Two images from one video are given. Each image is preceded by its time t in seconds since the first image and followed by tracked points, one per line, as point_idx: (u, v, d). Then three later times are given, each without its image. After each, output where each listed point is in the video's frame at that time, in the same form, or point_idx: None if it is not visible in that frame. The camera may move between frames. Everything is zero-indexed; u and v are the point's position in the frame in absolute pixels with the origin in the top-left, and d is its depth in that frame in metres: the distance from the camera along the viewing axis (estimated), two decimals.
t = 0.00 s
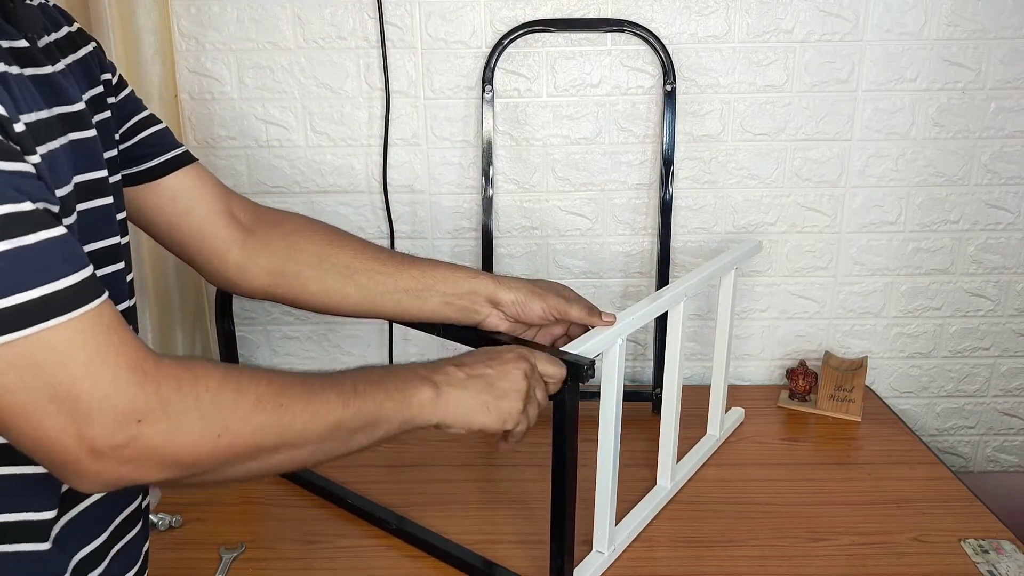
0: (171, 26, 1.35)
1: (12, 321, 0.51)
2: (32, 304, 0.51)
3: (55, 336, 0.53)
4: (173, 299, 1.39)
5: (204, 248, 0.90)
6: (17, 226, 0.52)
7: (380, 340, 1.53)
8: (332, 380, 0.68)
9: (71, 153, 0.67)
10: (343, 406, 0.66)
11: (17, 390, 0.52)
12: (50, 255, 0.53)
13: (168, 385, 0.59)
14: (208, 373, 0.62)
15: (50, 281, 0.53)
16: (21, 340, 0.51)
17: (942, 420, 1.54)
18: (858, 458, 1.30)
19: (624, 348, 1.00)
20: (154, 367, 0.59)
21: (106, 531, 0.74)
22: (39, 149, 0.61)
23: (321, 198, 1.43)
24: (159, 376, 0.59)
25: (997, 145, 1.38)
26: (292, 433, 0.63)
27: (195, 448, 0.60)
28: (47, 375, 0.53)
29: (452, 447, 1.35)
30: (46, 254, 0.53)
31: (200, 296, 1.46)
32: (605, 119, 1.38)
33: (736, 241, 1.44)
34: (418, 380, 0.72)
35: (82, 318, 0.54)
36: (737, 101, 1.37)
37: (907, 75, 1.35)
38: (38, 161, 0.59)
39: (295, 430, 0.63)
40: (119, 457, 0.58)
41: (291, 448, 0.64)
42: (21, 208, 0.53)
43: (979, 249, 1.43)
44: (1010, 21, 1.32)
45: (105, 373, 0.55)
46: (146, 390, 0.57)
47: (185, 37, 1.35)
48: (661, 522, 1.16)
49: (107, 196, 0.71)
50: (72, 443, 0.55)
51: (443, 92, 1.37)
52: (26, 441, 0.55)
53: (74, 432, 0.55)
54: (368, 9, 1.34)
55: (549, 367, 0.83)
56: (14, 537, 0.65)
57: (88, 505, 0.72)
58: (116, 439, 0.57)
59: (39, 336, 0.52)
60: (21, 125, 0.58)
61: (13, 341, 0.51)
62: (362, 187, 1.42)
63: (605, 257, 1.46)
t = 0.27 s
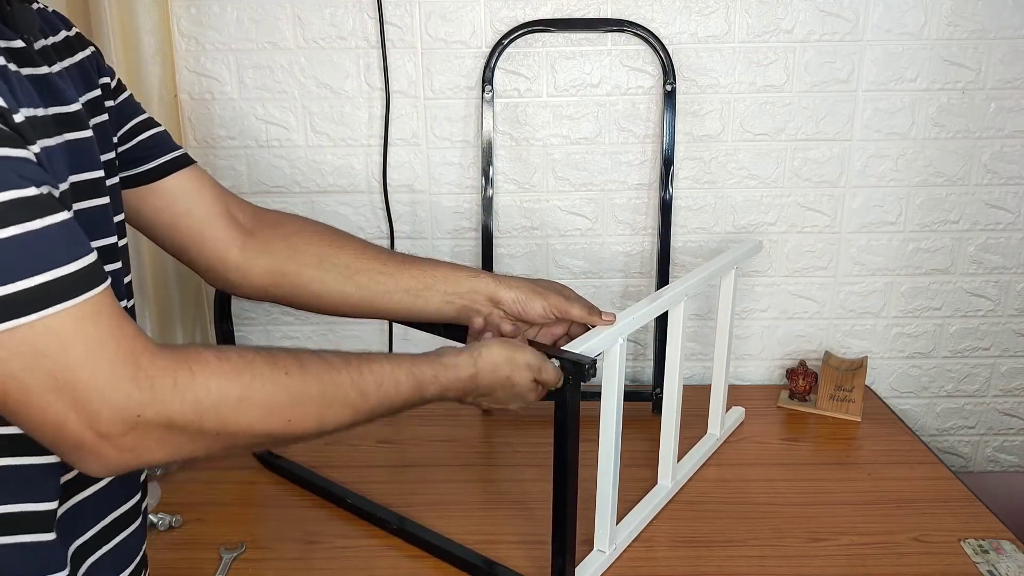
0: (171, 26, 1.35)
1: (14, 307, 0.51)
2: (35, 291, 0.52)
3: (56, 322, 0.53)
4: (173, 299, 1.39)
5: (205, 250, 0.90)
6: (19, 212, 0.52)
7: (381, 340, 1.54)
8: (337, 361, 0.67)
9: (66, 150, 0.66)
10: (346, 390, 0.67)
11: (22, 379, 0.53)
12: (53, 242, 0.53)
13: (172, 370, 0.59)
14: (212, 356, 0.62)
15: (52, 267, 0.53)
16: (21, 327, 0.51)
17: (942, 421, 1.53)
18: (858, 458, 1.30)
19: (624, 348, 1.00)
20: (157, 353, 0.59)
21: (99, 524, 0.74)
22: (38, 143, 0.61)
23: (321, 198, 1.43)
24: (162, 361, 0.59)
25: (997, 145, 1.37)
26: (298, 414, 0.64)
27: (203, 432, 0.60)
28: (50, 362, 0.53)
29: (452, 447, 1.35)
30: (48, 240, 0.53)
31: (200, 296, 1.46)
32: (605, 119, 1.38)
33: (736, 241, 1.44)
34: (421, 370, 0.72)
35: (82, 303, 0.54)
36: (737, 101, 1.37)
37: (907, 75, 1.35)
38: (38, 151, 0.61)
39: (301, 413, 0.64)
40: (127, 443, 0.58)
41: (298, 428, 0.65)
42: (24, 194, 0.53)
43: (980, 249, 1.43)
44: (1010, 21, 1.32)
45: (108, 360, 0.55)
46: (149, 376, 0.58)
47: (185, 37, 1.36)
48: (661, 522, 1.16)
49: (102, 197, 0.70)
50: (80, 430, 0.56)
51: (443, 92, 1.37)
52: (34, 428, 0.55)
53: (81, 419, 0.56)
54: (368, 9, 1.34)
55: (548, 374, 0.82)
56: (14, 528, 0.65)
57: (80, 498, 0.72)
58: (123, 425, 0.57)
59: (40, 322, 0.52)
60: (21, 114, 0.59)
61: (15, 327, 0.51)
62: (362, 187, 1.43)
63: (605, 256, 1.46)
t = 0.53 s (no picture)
0: (171, 26, 1.35)
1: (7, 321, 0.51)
2: (28, 305, 0.51)
3: (53, 337, 0.53)
4: (173, 298, 1.39)
5: (204, 250, 0.90)
6: (15, 226, 0.52)
7: (381, 340, 1.54)
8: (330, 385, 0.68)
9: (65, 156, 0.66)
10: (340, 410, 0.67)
11: (14, 391, 0.53)
12: (47, 256, 0.53)
13: (165, 387, 0.59)
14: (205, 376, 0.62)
15: (46, 281, 0.53)
16: (17, 340, 0.51)
17: (942, 420, 1.53)
18: (858, 458, 1.30)
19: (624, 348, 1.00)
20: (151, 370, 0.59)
21: (94, 534, 0.74)
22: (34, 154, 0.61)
23: (321, 198, 1.43)
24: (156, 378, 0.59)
25: (997, 145, 1.37)
26: (288, 438, 0.64)
27: (191, 451, 0.60)
28: (44, 376, 0.53)
29: (452, 447, 1.35)
30: (42, 254, 0.53)
31: (200, 296, 1.46)
32: (605, 119, 1.38)
33: (736, 241, 1.44)
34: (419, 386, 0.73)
35: (79, 319, 0.54)
36: (737, 101, 1.37)
37: (907, 75, 1.35)
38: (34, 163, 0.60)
39: (291, 435, 0.64)
40: (114, 459, 0.58)
41: (286, 453, 0.65)
42: (20, 207, 0.53)
43: (980, 249, 1.43)
44: (1010, 21, 1.32)
45: (102, 375, 0.55)
46: (143, 392, 0.58)
47: (185, 37, 1.36)
48: (661, 522, 1.16)
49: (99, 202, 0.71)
50: (69, 445, 0.56)
51: (444, 92, 1.37)
52: (22, 442, 0.55)
53: (71, 433, 0.55)
54: (368, 9, 1.34)
55: (548, 366, 0.83)
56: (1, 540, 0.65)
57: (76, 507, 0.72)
58: (112, 441, 0.57)
59: (37, 336, 0.52)
60: (16, 126, 0.58)
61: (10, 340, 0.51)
62: (362, 187, 1.43)
63: (605, 257, 1.46)
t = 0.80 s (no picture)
0: (171, 26, 1.34)
1: (22, 329, 0.51)
2: (44, 313, 0.52)
3: (65, 347, 0.53)
4: (173, 298, 1.39)
5: (204, 249, 0.90)
6: (30, 234, 0.52)
7: (381, 340, 1.54)
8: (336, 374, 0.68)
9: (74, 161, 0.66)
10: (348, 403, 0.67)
11: (24, 402, 0.52)
12: (62, 263, 0.53)
13: (173, 390, 0.59)
14: (213, 376, 0.61)
15: (61, 289, 0.53)
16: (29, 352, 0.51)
17: (942, 420, 1.54)
18: (858, 458, 1.30)
19: (624, 348, 1.00)
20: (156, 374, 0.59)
21: (102, 534, 0.74)
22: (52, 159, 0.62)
23: (321, 198, 1.43)
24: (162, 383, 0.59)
25: (997, 145, 1.37)
26: (297, 434, 0.64)
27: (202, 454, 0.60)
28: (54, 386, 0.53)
29: (453, 447, 1.35)
30: (58, 262, 0.53)
31: (200, 295, 1.46)
32: (605, 119, 1.38)
33: (736, 241, 1.44)
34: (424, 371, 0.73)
35: (88, 327, 0.54)
36: (737, 101, 1.37)
37: (907, 75, 1.35)
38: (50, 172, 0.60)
39: (302, 432, 0.64)
40: (127, 465, 0.58)
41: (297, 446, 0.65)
42: (36, 216, 0.53)
43: (980, 249, 1.43)
44: (1010, 21, 1.32)
45: (110, 382, 0.55)
46: (151, 396, 0.57)
47: (185, 37, 1.35)
48: (661, 522, 1.16)
49: (106, 205, 0.71)
50: (78, 450, 0.55)
51: (444, 92, 1.37)
52: (34, 450, 0.55)
53: (82, 442, 0.55)
54: (368, 9, 1.34)
55: (548, 368, 0.83)
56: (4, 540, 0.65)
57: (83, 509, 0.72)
58: (121, 446, 0.57)
59: (50, 346, 0.52)
60: (33, 134, 0.58)
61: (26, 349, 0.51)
62: (361, 187, 1.42)
63: (606, 257, 1.46)
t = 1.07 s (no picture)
0: (172, 26, 1.35)
1: (28, 344, 0.51)
2: (50, 328, 0.52)
3: (69, 362, 0.53)
4: (174, 298, 1.39)
5: (205, 250, 0.90)
6: (36, 248, 0.52)
7: (381, 340, 1.54)
8: (335, 389, 0.68)
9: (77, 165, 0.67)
10: (346, 416, 0.67)
11: (26, 418, 0.53)
12: (67, 277, 0.53)
13: (173, 406, 0.59)
14: (212, 392, 0.62)
15: (65, 303, 0.53)
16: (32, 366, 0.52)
17: (942, 420, 1.54)
18: (858, 458, 1.30)
19: (624, 348, 1.00)
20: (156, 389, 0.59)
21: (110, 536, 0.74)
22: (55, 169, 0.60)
23: (322, 198, 1.43)
24: (162, 398, 0.59)
25: (997, 145, 1.37)
26: (295, 447, 0.64)
27: (202, 469, 0.60)
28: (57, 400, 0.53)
29: (453, 447, 1.35)
30: (63, 276, 0.53)
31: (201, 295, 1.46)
32: (605, 119, 1.38)
33: (736, 241, 1.44)
34: (422, 385, 0.74)
35: (93, 343, 0.54)
36: (737, 101, 1.37)
37: (907, 75, 1.35)
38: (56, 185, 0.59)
39: (301, 445, 0.64)
40: (127, 481, 0.58)
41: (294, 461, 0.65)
42: (41, 230, 0.53)
43: (980, 249, 1.43)
44: (1010, 21, 1.32)
45: (113, 399, 0.55)
46: (153, 413, 0.58)
47: (185, 37, 1.35)
48: (661, 522, 1.16)
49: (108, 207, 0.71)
50: (81, 469, 0.56)
51: (443, 92, 1.37)
52: (35, 467, 0.55)
53: (83, 457, 0.55)
54: (368, 9, 1.34)
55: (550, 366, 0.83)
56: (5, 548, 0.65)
57: (85, 515, 0.72)
58: (123, 464, 0.57)
59: (54, 360, 0.52)
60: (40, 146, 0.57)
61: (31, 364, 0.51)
62: (361, 187, 1.43)
63: (606, 257, 1.46)
